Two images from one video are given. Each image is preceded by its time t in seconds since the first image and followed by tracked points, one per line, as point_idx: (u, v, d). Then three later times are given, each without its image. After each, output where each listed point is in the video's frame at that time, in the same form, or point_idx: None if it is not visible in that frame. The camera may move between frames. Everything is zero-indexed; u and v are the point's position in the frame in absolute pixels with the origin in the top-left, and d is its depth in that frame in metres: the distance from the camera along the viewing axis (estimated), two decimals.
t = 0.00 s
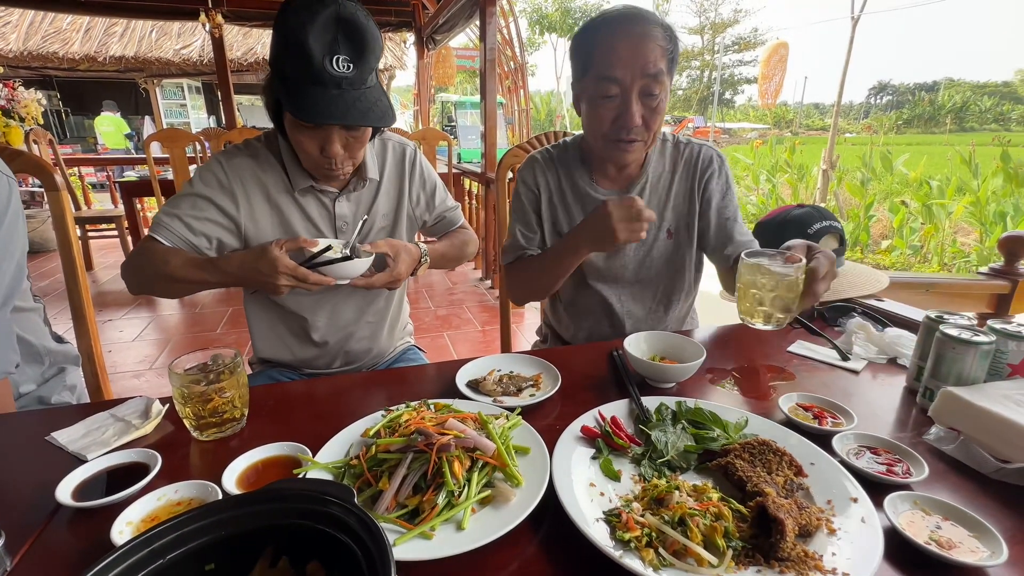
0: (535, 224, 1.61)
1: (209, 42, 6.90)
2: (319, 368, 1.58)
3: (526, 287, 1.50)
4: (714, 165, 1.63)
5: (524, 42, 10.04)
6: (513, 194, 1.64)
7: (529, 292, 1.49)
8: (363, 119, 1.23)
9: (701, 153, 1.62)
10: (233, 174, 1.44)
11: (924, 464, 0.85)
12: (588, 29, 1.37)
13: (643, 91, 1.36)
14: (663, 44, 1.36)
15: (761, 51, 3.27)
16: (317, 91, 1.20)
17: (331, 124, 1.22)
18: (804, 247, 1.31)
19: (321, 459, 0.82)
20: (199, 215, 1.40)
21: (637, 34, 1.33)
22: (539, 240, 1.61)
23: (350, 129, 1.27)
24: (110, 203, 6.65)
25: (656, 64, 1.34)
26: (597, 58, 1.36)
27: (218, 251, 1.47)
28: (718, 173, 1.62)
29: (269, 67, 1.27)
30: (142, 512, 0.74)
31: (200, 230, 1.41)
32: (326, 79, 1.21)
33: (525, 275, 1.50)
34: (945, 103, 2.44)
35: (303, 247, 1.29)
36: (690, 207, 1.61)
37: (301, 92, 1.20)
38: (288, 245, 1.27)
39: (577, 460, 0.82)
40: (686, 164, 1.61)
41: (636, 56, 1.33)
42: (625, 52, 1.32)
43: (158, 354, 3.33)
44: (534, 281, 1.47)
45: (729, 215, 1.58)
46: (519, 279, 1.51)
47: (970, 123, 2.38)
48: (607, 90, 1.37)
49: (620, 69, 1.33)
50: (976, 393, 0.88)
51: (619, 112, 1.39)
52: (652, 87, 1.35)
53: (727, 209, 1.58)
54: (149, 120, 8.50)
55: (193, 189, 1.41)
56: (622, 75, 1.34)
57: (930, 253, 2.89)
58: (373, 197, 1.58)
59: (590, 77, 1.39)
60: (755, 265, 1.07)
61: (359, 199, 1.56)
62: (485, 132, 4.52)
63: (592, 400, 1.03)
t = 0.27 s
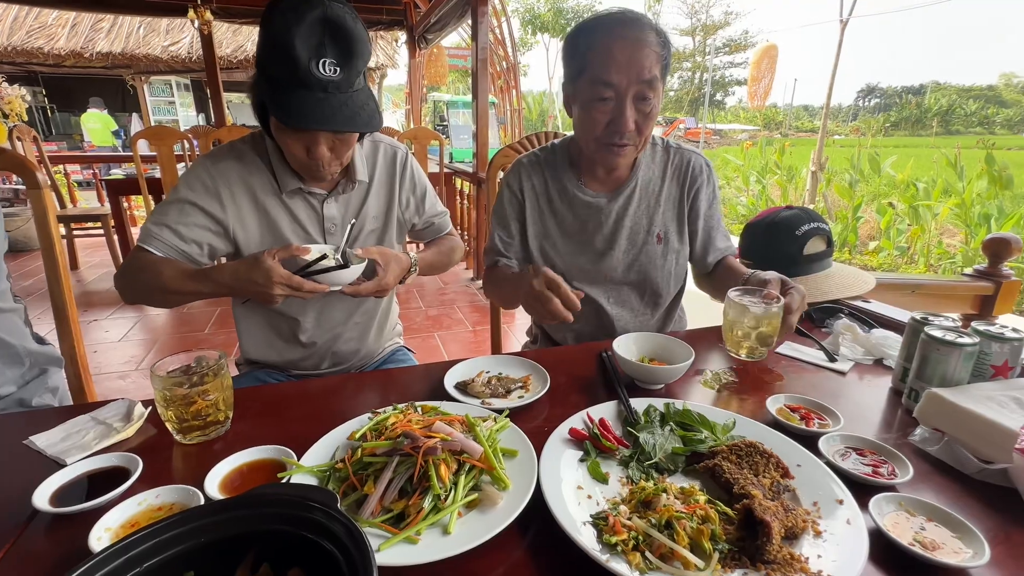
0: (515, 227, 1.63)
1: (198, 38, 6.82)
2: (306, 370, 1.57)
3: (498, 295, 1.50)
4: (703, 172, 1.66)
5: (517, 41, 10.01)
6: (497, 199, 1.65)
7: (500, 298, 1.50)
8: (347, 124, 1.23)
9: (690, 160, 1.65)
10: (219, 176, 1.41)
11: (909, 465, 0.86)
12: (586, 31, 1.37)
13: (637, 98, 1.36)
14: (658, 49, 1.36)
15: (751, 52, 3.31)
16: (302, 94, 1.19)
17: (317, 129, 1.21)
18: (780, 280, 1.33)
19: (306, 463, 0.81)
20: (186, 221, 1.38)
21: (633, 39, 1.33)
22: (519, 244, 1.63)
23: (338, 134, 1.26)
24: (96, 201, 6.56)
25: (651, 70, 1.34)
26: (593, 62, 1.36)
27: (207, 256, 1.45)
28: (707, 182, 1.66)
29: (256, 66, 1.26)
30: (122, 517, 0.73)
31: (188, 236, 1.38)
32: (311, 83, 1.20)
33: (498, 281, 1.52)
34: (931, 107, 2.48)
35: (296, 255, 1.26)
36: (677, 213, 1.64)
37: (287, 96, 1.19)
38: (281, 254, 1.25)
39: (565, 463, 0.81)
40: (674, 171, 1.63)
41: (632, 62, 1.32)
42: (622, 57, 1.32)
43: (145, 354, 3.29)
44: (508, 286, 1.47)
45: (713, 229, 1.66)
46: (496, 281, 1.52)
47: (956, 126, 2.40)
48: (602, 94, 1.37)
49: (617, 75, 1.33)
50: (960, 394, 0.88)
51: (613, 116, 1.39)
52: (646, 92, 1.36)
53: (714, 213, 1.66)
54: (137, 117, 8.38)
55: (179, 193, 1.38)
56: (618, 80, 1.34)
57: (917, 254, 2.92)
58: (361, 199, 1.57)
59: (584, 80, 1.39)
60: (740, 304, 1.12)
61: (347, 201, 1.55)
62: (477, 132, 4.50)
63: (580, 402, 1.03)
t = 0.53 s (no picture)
0: (507, 227, 1.62)
1: (187, 34, 6.74)
2: (293, 370, 1.55)
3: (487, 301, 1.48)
4: (691, 174, 1.67)
5: (509, 40, 9.99)
6: (487, 199, 1.64)
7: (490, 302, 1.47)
8: (332, 120, 1.22)
9: (678, 161, 1.65)
10: (203, 176, 1.39)
11: (894, 466, 0.86)
12: (579, 34, 1.36)
13: (628, 103, 1.36)
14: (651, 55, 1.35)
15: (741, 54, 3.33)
16: (287, 89, 1.18)
17: (302, 125, 1.20)
18: (775, 293, 1.33)
19: (290, 465, 0.80)
20: (171, 222, 1.35)
21: (627, 45, 1.32)
22: (509, 245, 1.61)
23: (324, 130, 1.25)
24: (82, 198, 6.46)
25: (643, 77, 1.34)
26: (586, 65, 1.35)
27: (191, 257, 1.42)
28: (695, 183, 1.67)
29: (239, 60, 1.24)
30: (99, 523, 0.71)
31: (173, 237, 1.36)
32: (296, 77, 1.18)
33: (490, 286, 1.50)
34: (919, 109, 2.51)
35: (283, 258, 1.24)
36: (665, 215, 1.65)
37: (271, 91, 1.18)
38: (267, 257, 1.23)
39: (551, 465, 0.81)
40: (663, 173, 1.64)
41: (624, 68, 1.32)
42: (615, 62, 1.32)
43: (130, 353, 3.25)
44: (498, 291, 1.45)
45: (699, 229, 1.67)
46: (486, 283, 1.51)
47: (943, 128, 2.43)
48: (594, 99, 1.36)
49: (608, 80, 1.33)
50: (944, 395, 0.89)
51: (604, 120, 1.39)
52: (637, 99, 1.35)
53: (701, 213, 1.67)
54: (124, 113, 8.27)
55: (162, 193, 1.36)
56: (610, 85, 1.33)
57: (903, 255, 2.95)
58: (348, 198, 1.55)
59: (576, 83, 1.38)
60: (745, 317, 1.12)
61: (335, 200, 1.53)
62: (468, 131, 4.48)
63: (568, 403, 1.03)
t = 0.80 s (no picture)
0: (499, 224, 1.59)
1: (175, 25, 6.63)
2: (279, 368, 1.52)
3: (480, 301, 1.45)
4: (684, 172, 1.66)
5: (503, 36, 9.93)
6: (478, 195, 1.61)
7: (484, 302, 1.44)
8: (318, 97, 1.18)
9: (671, 158, 1.64)
10: (185, 168, 1.36)
11: (885, 469, 0.86)
12: (578, 31, 1.34)
13: (627, 103, 1.34)
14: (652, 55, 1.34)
15: (734, 53, 3.33)
16: (270, 66, 1.15)
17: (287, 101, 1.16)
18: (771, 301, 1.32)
19: (271, 469, 0.78)
20: (150, 216, 1.31)
21: (628, 44, 1.30)
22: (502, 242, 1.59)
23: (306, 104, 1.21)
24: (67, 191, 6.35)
25: (643, 77, 1.32)
26: (586, 62, 1.32)
27: (172, 254, 1.38)
28: (687, 180, 1.66)
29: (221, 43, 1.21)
30: (70, 529, 0.69)
31: (152, 231, 1.32)
32: (280, 54, 1.15)
33: (485, 287, 1.47)
34: (907, 110, 2.52)
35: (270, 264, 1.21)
36: (658, 212, 1.63)
37: (254, 69, 1.14)
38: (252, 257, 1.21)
39: (540, 468, 0.79)
40: (655, 170, 1.62)
41: (624, 67, 1.30)
42: (615, 61, 1.29)
43: (115, 349, 3.19)
44: (492, 292, 1.42)
45: (689, 226, 1.66)
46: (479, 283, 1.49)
47: (931, 129, 2.44)
48: (593, 97, 1.33)
49: (607, 78, 1.30)
50: (936, 397, 0.88)
51: (602, 118, 1.36)
52: (636, 99, 1.34)
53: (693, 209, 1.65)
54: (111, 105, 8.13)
55: (141, 186, 1.31)
56: (609, 84, 1.31)
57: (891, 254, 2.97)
58: (336, 193, 1.52)
59: (575, 80, 1.35)
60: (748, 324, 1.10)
61: (322, 195, 1.50)
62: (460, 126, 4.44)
63: (558, 404, 1.01)
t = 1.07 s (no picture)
0: (499, 219, 1.59)
1: (172, 15, 6.57)
2: (279, 361, 1.52)
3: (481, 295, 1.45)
4: (683, 166, 1.66)
5: (502, 30, 9.88)
6: (478, 189, 1.61)
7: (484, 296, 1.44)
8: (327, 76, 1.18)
9: (671, 152, 1.64)
10: (186, 156, 1.36)
11: (883, 463, 0.86)
12: (577, 24, 1.34)
13: (627, 97, 1.34)
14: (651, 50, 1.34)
15: (735, 49, 3.32)
16: (280, 46, 1.14)
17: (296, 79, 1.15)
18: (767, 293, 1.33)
19: (274, 459, 0.78)
20: (149, 201, 1.31)
21: (628, 37, 1.30)
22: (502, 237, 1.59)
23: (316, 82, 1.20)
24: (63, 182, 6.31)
25: (643, 71, 1.32)
26: (586, 55, 1.32)
27: (168, 241, 1.37)
28: (686, 174, 1.66)
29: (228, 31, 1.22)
30: (73, 518, 0.69)
31: (150, 217, 1.31)
32: (289, 35, 1.15)
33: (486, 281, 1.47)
34: (907, 108, 2.53)
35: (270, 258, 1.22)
36: (657, 206, 1.64)
37: (263, 49, 1.14)
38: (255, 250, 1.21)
39: (542, 460, 0.79)
40: (655, 164, 1.62)
41: (625, 59, 1.30)
42: (616, 53, 1.29)
43: (113, 341, 3.18)
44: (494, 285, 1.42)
45: (687, 219, 1.66)
46: (479, 278, 1.49)
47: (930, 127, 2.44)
48: (593, 90, 1.33)
49: (607, 71, 1.30)
50: (934, 393, 0.89)
51: (602, 112, 1.36)
52: (635, 92, 1.34)
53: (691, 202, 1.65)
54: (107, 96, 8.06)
55: (140, 172, 1.31)
56: (609, 77, 1.31)
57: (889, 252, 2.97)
58: (337, 185, 1.52)
59: (575, 73, 1.35)
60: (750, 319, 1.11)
61: (323, 187, 1.50)
62: (460, 120, 4.42)
63: (559, 397, 1.01)
